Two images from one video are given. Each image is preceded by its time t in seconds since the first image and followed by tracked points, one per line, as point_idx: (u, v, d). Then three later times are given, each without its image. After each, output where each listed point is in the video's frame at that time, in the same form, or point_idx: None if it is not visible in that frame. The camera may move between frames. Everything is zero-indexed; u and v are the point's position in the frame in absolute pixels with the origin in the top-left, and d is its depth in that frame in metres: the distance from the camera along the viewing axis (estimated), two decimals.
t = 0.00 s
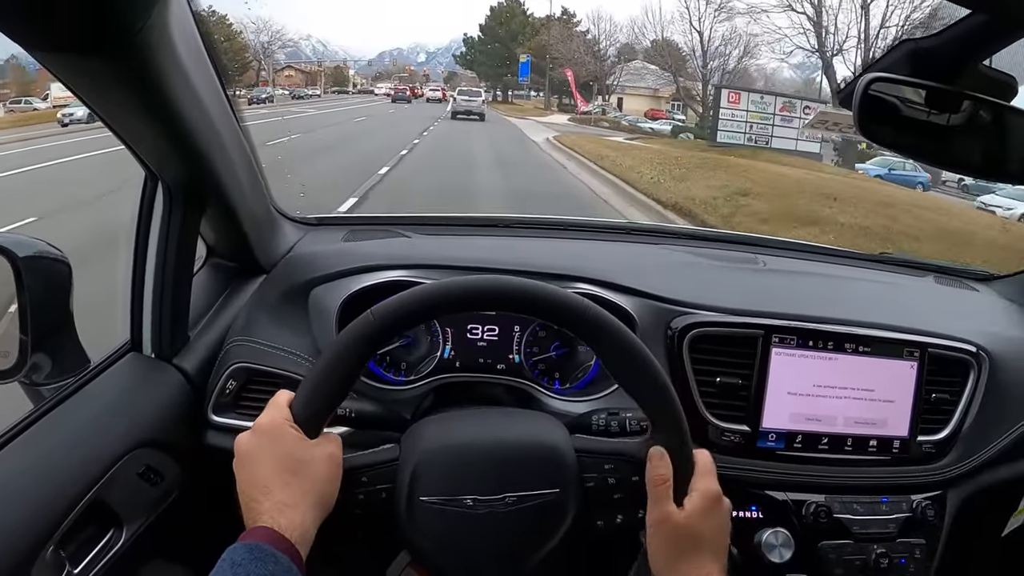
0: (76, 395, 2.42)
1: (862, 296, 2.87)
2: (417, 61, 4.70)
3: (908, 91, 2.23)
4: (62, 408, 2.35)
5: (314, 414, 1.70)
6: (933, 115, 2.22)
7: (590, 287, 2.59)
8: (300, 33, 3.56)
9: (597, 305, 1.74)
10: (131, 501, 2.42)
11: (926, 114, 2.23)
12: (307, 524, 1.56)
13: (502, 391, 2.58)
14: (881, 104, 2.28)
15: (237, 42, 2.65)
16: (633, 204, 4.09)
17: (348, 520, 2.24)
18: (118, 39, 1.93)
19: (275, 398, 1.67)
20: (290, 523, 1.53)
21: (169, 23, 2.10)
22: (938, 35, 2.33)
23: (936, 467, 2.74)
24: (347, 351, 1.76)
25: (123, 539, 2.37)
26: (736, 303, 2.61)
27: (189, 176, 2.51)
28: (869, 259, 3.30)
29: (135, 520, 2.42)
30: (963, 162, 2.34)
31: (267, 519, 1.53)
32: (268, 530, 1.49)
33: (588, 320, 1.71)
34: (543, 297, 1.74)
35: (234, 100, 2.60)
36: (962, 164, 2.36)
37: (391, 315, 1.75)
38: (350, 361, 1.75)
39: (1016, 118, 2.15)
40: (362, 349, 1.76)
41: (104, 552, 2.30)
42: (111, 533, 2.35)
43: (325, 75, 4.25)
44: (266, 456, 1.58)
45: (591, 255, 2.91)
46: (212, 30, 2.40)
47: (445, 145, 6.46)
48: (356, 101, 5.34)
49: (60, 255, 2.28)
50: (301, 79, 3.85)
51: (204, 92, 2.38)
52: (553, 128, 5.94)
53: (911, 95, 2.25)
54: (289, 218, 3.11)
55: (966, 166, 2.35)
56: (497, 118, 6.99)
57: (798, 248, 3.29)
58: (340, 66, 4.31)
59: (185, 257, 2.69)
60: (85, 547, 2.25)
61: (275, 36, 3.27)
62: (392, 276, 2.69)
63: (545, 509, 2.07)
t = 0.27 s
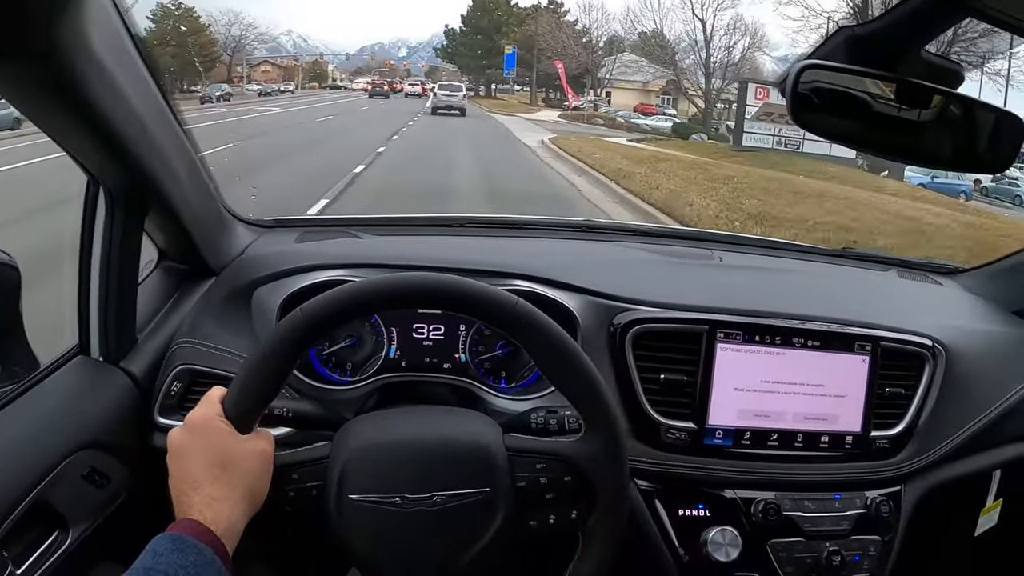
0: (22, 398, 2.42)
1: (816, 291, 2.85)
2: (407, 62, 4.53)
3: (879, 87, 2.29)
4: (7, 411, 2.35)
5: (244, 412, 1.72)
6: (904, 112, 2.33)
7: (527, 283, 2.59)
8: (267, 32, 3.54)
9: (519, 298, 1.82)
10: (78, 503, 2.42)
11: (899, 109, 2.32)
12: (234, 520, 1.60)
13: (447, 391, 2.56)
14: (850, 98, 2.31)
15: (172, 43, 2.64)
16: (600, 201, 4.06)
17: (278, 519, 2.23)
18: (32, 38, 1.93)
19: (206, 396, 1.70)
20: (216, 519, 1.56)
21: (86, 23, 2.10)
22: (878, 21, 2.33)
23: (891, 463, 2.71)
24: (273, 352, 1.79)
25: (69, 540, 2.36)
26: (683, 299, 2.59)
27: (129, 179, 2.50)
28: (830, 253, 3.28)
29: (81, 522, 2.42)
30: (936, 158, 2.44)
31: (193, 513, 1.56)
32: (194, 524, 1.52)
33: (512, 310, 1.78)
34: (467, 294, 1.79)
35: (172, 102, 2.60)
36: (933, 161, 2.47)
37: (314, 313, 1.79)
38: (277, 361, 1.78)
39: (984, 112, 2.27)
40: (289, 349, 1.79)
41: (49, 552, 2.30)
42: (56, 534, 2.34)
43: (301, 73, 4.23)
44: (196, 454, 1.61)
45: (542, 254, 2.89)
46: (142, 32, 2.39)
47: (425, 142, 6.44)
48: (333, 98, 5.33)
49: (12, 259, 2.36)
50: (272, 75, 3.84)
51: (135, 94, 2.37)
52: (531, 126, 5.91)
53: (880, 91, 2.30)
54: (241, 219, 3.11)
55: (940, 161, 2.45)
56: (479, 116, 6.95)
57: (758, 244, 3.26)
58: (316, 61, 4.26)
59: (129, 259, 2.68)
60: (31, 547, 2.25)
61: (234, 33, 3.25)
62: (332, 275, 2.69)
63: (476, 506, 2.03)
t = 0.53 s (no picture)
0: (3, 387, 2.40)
1: (807, 282, 2.81)
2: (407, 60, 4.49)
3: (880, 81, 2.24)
4: None
5: (219, 405, 1.68)
6: (902, 104, 2.28)
7: (515, 272, 2.55)
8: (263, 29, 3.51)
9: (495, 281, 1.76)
10: (57, 493, 2.40)
11: (896, 103, 2.27)
12: (209, 516, 1.60)
13: (430, 381, 2.53)
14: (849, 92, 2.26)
15: (160, 38, 2.62)
16: (595, 195, 4.02)
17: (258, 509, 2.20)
18: None
19: (180, 389, 1.67)
20: (190, 515, 1.56)
21: (59, 12, 2.08)
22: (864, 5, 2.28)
23: (884, 455, 2.67)
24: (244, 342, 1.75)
25: (49, 531, 2.35)
26: (672, 289, 2.55)
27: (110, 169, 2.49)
28: (824, 246, 3.24)
29: (62, 513, 2.40)
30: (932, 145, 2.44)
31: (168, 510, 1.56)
32: (167, 522, 1.52)
33: (487, 296, 1.73)
34: (439, 276, 1.73)
35: (154, 91, 2.57)
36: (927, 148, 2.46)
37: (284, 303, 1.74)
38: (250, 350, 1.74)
39: (985, 100, 2.26)
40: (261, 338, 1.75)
41: (29, 542, 2.29)
42: (36, 524, 2.33)
43: (300, 70, 4.20)
44: (170, 450, 1.59)
45: (531, 245, 2.86)
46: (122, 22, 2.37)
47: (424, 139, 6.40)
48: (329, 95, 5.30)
49: None
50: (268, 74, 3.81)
51: (114, 84, 2.35)
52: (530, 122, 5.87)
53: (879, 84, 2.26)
54: (227, 210, 3.07)
55: (935, 147, 2.45)
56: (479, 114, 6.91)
57: (752, 236, 3.22)
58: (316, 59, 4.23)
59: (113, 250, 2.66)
60: (10, 537, 2.24)
61: (230, 32, 3.22)
62: (311, 264, 2.67)
63: (453, 495, 2.01)
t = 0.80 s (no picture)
0: None
1: (799, 285, 2.80)
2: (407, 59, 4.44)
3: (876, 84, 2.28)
4: None
5: (205, 408, 1.71)
6: (900, 106, 2.31)
7: (498, 276, 2.53)
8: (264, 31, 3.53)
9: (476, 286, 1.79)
10: (47, 497, 2.42)
11: (895, 106, 2.31)
12: (193, 518, 1.61)
13: (419, 386, 2.53)
14: (844, 94, 2.30)
15: (150, 43, 2.64)
16: (592, 197, 4.00)
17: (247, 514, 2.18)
18: None
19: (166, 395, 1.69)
20: (176, 517, 1.57)
21: (40, 22, 2.09)
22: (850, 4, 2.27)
23: (875, 459, 2.66)
24: (230, 347, 1.77)
25: (39, 534, 2.38)
26: (661, 293, 2.55)
27: (100, 176, 2.50)
28: (818, 248, 3.23)
29: (53, 516, 2.43)
30: (932, 145, 2.44)
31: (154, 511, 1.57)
32: (153, 522, 1.52)
33: (465, 302, 1.75)
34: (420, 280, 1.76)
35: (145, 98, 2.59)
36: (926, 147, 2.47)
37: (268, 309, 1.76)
38: (233, 355, 1.76)
39: (978, 105, 2.24)
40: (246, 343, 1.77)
41: (17, 546, 2.31)
42: (27, 527, 2.36)
43: (302, 71, 4.20)
44: (158, 453, 1.61)
45: (522, 249, 2.86)
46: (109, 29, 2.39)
47: (428, 140, 6.40)
48: (330, 97, 5.30)
49: None
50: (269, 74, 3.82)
51: (100, 92, 2.36)
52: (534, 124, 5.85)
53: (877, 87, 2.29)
54: (222, 215, 3.10)
55: (936, 147, 2.45)
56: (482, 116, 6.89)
57: (746, 238, 3.21)
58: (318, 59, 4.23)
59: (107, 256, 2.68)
60: None
61: (230, 35, 3.24)
62: (301, 268, 2.69)
63: (437, 501, 2.01)
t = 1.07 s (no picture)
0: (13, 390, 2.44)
1: (810, 291, 2.83)
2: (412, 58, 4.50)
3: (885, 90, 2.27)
4: None
5: (233, 394, 1.75)
6: (910, 112, 2.32)
7: (516, 280, 2.55)
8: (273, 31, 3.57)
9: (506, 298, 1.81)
10: (64, 497, 2.43)
11: (904, 111, 2.32)
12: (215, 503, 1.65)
13: (437, 389, 2.56)
14: (854, 100, 2.30)
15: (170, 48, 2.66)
16: (604, 201, 4.02)
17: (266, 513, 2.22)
18: (14, 36, 1.94)
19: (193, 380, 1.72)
20: (199, 500, 1.62)
21: (69, 25, 2.11)
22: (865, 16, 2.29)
23: (887, 465, 2.68)
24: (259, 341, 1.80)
25: (57, 533, 2.39)
26: (677, 298, 2.57)
27: (120, 178, 2.52)
28: (830, 254, 3.25)
29: (70, 516, 2.44)
30: (942, 151, 2.44)
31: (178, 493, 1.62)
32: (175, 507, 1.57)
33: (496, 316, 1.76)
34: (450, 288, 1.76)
35: (166, 101, 2.61)
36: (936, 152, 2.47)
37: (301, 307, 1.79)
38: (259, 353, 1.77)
39: (987, 113, 2.23)
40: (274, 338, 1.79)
41: (36, 545, 2.32)
42: (45, 526, 2.37)
43: (315, 73, 4.23)
44: (184, 437, 1.66)
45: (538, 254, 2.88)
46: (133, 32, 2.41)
47: (437, 141, 6.42)
48: (339, 98, 5.31)
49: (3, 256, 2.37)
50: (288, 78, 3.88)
51: (124, 94, 2.38)
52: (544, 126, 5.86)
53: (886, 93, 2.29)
54: (238, 216, 3.12)
55: (946, 154, 2.45)
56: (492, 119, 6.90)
57: (758, 243, 3.23)
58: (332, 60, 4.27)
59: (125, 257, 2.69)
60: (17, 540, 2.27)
61: (245, 37, 3.29)
62: (319, 271, 2.69)
63: (457, 505, 2.03)
